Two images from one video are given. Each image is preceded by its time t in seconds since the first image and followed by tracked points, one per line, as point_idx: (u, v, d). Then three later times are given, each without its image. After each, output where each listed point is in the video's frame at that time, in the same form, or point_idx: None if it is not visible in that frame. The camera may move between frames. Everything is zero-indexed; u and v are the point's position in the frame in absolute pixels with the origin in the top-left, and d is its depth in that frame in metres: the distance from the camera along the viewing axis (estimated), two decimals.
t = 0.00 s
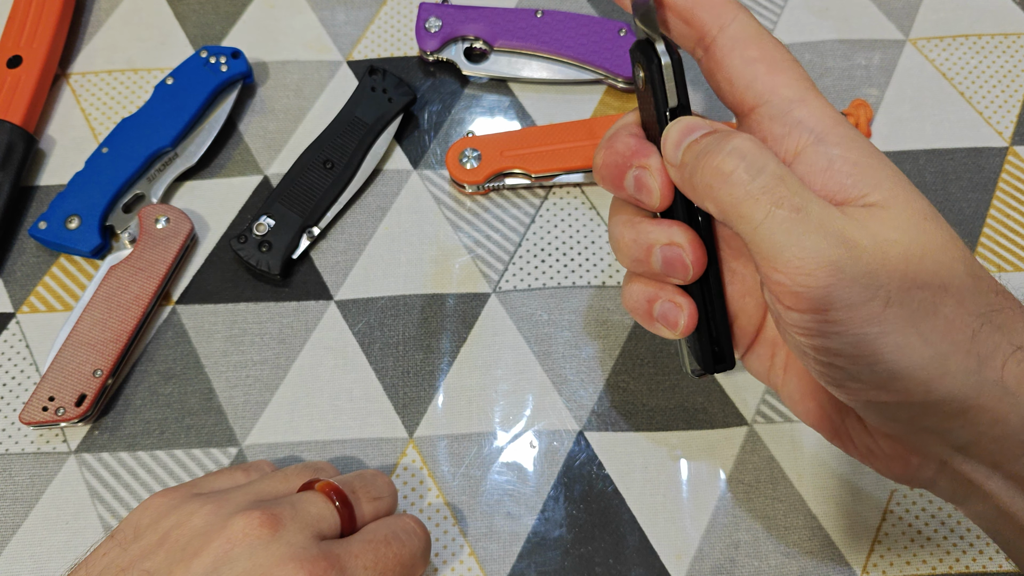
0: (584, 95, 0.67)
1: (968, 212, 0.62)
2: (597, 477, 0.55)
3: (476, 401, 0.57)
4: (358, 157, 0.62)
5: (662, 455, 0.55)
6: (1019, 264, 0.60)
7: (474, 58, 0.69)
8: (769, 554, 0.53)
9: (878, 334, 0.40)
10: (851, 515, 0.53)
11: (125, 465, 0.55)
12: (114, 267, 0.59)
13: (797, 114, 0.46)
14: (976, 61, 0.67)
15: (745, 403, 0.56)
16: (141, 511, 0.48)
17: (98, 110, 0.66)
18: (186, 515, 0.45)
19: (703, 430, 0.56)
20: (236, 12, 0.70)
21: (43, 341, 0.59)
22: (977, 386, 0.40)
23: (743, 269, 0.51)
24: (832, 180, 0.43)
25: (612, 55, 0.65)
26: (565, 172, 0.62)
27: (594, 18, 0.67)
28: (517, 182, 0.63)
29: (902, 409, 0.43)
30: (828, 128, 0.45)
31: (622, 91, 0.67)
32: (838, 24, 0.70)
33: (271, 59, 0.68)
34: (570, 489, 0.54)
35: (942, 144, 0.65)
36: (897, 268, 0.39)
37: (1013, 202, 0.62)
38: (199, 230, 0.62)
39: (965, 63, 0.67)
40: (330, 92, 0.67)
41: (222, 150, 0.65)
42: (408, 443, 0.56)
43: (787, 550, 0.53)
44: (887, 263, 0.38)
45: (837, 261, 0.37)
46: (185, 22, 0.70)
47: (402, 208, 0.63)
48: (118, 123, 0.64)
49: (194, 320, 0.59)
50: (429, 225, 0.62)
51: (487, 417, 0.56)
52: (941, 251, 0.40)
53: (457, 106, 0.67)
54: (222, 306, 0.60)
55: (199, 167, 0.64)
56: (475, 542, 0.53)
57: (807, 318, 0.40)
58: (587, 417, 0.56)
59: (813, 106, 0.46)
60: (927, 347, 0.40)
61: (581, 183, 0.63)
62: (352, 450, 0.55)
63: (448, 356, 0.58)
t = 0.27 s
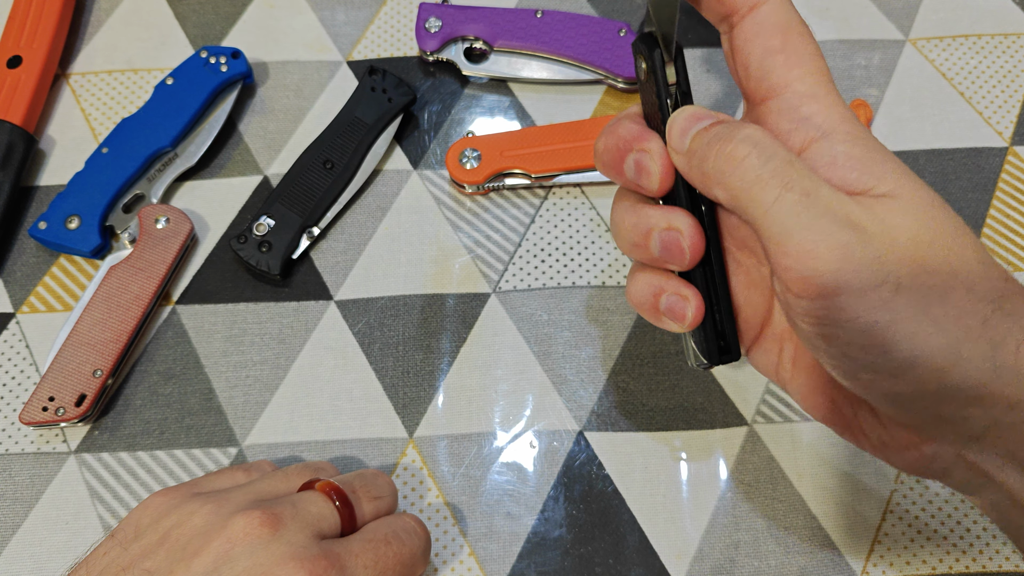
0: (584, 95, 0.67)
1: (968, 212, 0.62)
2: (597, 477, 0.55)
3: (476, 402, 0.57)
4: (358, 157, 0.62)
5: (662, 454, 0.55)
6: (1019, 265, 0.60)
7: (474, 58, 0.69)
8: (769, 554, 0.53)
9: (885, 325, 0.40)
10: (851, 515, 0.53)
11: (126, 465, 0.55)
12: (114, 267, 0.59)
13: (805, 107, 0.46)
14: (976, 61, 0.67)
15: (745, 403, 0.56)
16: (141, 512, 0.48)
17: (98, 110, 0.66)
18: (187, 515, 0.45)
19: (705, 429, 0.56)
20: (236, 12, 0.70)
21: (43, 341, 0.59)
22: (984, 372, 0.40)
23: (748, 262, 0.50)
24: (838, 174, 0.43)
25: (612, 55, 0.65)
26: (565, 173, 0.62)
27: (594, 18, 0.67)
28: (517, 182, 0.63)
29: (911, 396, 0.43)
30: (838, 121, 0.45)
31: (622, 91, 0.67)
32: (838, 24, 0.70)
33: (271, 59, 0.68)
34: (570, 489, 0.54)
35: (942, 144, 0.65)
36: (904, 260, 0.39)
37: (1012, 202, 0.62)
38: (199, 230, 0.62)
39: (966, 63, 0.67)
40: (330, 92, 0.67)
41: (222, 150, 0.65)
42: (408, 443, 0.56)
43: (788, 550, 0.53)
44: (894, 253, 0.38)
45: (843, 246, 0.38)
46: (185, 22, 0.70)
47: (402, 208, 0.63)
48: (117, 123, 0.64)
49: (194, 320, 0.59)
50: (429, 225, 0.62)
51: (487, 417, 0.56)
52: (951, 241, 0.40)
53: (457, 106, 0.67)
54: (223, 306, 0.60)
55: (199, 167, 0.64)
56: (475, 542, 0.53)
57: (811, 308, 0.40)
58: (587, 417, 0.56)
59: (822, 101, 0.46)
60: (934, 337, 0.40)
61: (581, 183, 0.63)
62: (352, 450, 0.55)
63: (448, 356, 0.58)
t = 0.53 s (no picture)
0: (584, 95, 0.67)
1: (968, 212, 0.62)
2: (597, 477, 0.55)
3: (476, 402, 0.57)
4: (358, 157, 0.62)
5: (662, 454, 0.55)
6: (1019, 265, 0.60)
7: (474, 58, 0.69)
8: (768, 554, 0.53)
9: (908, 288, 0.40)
10: (851, 515, 0.53)
11: (125, 465, 0.55)
12: (113, 267, 0.59)
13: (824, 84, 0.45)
14: (976, 62, 0.67)
15: (746, 402, 0.56)
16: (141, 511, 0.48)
17: (98, 110, 0.66)
18: (186, 514, 0.45)
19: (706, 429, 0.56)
20: (236, 12, 0.70)
21: (43, 341, 0.59)
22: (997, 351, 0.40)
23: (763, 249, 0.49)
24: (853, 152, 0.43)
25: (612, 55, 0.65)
26: (564, 173, 0.62)
27: (594, 18, 0.67)
28: (517, 182, 0.63)
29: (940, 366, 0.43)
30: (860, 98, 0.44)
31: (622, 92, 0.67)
32: (838, 24, 0.70)
33: (271, 59, 0.68)
34: (570, 489, 0.54)
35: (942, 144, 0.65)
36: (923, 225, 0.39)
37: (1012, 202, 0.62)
38: (199, 231, 0.62)
39: (966, 62, 0.67)
40: (330, 92, 0.67)
41: (222, 150, 0.65)
42: (408, 443, 0.56)
43: (787, 550, 0.53)
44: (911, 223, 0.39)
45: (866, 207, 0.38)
46: (185, 22, 0.70)
47: (402, 208, 0.63)
48: (117, 123, 0.64)
49: (194, 320, 0.59)
50: (429, 225, 0.62)
51: (487, 417, 0.56)
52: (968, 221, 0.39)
53: (458, 106, 0.67)
54: (222, 306, 0.60)
55: (199, 167, 0.64)
56: (475, 542, 0.53)
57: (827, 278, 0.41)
58: (587, 417, 0.56)
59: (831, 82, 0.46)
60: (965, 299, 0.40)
61: (581, 183, 0.63)
62: (352, 450, 0.55)
63: (448, 356, 0.58)
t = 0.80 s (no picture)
0: (584, 95, 0.67)
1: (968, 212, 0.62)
2: (597, 477, 0.55)
3: (476, 402, 0.57)
4: (358, 157, 0.62)
5: (662, 455, 0.55)
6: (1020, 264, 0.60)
7: (474, 58, 0.69)
8: (769, 554, 0.53)
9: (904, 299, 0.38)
10: (851, 515, 0.53)
11: (126, 465, 0.55)
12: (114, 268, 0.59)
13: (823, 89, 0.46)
14: (976, 62, 0.67)
15: (746, 403, 0.56)
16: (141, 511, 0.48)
17: (98, 110, 0.66)
18: (186, 514, 0.45)
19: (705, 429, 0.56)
20: (237, 13, 0.70)
21: (43, 341, 0.59)
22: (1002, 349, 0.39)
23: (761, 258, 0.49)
24: (859, 151, 0.43)
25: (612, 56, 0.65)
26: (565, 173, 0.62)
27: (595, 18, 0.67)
28: (517, 182, 0.63)
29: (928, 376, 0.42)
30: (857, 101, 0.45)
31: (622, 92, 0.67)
32: (838, 24, 0.70)
33: (271, 59, 0.68)
34: (570, 489, 0.54)
35: (942, 144, 0.65)
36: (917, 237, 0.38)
37: (1013, 202, 0.62)
38: (199, 230, 0.62)
39: (966, 63, 0.67)
40: (330, 92, 0.67)
41: (222, 150, 0.65)
42: (408, 443, 0.56)
43: (787, 550, 0.53)
44: (914, 229, 0.38)
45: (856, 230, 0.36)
46: (185, 22, 0.70)
47: (402, 208, 0.63)
48: (117, 123, 0.64)
49: (194, 321, 0.59)
50: (429, 225, 0.62)
51: (487, 417, 0.56)
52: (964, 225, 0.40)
53: (458, 106, 0.67)
54: (222, 306, 0.60)
55: (199, 167, 0.64)
56: (475, 542, 0.53)
57: (823, 291, 0.39)
58: (588, 417, 0.56)
59: (833, 83, 0.46)
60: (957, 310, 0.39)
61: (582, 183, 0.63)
62: (352, 450, 0.55)
63: (448, 356, 0.58)
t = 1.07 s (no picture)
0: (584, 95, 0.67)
1: (968, 212, 0.62)
2: (597, 477, 0.55)
3: (476, 401, 0.57)
4: (358, 157, 0.62)
5: (662, 455, 0.55)
6: (1019, 265, 0.60)
7: (474, 58, 0.69)
8: (769, 554, 0.53)
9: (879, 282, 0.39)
10: (851, 515, 0.53)
11: (126, 465, 0.55)
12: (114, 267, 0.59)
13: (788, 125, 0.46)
14: (976, 62, 0.67)
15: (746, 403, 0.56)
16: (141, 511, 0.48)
17: (98, 110, 0.66)
18: (186, 514, 0.45)
19: (705, 429, 0.56)
20: (237, 13, 0.70)
21: (43, 341, 0.59)
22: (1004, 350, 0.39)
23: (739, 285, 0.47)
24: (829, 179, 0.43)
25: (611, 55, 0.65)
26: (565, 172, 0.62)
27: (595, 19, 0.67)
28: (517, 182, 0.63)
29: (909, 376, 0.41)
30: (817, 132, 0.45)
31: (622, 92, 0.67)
32: (838, 24, 0.70)
33: (271, 59, 0.68)
34: (570, 489, 0.54)
35: (942, 144, 0.65)
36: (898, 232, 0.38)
37: (1013, 202, 0.62)
38: (199, 230, 0.62)
39: (966, 63, 0.67)
40: (330, 92, 0.67)
41: (222, 150, 0.65)
42: (408, 443, 0.56)
43: (787, 550, 0.53)
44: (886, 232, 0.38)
45: (859, 194, 0.39)
46: (185, 22, 0.70)
47: (402, 208, 0.63)
48: (117, 123, 0.64)
49: (194, 321, 0.59)
50: (429, 225, 0.62)
51: (487, 417, 0.56)
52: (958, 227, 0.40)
53: (458, 106, 0.67)
54: (222, 306, 0.60)
55: (199, 167, 0.64)
56: (475, 542, 0.53)
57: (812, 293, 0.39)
58: (587, 417, 0.56)
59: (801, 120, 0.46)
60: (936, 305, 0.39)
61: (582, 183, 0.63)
62: (352, 450, 0.55)
63: (448, 356, 0.58)
